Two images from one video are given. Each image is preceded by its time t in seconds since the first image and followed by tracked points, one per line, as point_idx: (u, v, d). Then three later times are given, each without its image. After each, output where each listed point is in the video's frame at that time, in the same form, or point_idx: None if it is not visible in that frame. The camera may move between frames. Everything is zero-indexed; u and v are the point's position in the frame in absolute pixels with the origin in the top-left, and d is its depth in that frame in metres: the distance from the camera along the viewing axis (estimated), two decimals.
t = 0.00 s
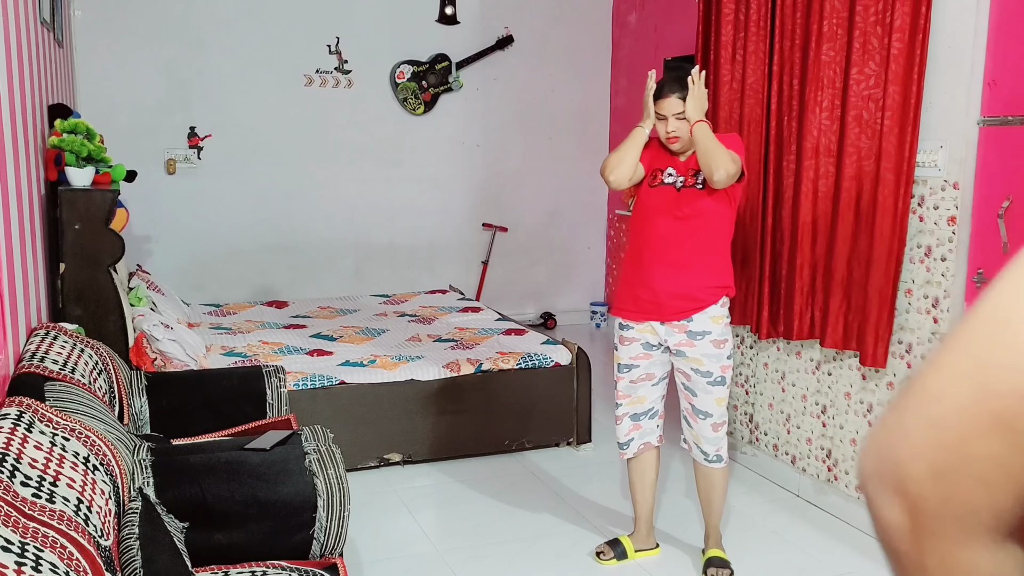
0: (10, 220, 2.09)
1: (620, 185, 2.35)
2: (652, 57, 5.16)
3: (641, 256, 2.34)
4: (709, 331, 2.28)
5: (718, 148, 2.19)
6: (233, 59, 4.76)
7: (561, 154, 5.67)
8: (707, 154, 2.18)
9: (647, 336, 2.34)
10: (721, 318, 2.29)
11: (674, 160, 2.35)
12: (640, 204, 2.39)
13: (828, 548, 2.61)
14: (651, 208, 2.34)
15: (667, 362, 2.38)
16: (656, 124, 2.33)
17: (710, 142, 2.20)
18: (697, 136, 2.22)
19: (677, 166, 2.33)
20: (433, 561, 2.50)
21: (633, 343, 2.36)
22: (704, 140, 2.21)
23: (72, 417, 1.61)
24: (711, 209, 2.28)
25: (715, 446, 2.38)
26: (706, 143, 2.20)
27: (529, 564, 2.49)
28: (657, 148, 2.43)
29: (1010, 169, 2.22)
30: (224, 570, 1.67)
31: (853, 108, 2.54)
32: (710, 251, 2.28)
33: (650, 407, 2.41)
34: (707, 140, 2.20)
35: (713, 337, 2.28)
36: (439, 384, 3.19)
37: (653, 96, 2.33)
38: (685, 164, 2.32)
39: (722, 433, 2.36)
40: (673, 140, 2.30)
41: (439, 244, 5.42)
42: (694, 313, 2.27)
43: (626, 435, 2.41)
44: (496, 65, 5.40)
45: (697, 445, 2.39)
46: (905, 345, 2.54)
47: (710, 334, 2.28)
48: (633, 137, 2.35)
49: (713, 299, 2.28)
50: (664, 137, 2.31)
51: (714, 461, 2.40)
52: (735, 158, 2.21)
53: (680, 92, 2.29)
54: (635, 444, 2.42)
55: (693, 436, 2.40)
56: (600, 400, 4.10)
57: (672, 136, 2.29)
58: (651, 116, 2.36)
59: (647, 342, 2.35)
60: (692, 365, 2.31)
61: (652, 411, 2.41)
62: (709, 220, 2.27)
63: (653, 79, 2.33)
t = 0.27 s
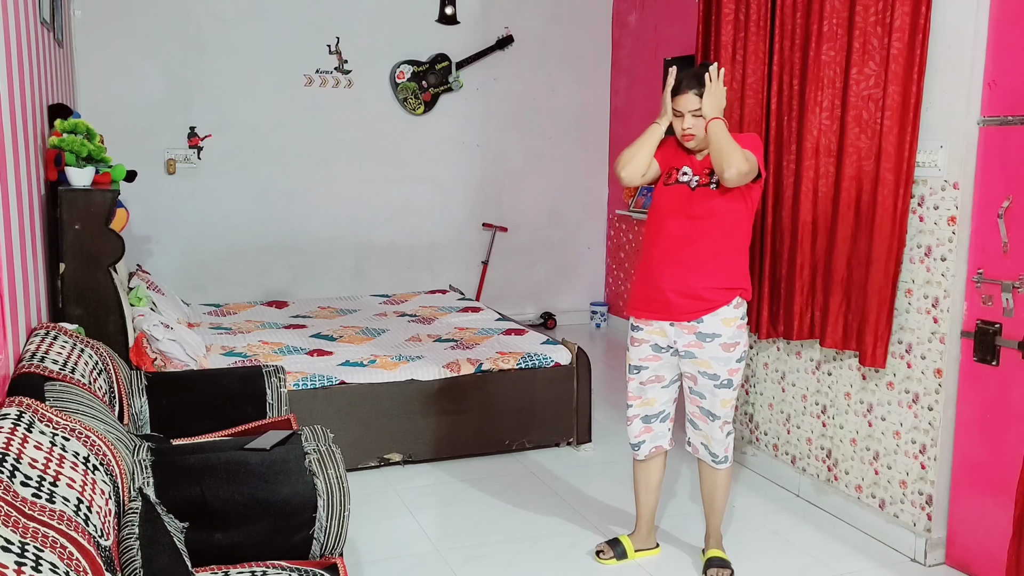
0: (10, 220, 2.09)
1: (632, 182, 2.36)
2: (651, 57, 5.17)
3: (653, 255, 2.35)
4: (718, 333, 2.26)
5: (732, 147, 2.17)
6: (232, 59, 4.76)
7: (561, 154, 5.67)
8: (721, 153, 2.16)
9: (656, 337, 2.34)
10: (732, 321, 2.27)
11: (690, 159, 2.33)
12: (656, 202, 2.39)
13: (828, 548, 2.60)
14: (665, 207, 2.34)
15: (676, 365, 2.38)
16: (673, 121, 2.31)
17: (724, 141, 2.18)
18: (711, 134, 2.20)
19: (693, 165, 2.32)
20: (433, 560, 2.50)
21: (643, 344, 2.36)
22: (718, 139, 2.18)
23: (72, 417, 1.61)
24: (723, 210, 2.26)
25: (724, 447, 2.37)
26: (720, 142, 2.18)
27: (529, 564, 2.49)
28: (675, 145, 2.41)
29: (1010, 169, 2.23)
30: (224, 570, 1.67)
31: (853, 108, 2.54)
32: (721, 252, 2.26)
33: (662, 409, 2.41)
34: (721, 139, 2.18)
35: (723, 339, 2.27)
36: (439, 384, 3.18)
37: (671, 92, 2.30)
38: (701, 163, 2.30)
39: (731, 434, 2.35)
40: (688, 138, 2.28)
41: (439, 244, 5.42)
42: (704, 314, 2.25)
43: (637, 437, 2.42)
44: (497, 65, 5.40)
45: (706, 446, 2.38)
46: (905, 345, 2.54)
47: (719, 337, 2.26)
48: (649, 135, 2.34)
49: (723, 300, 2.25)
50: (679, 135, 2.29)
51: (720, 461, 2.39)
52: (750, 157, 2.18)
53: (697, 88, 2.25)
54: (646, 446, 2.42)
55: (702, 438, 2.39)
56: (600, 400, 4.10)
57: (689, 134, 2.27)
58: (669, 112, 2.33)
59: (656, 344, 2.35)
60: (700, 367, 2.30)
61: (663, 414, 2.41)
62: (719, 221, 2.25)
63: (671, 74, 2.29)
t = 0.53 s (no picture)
0: (10, 220, 2.09)
1: (637, 183, 2.36)
2: (651, 57, 5.17)
3: (659, 256, 2.34)
4: (723, 336, 2.26)
5: (737, 147, 2.17)
6: (232, 59, 4.76)
7: (561, 154, 5.67)
8: (726, 153, 2.17)
9: (660, 339, 2.34)
10: (737, 324, 2.27)
11: (696, 160, 2.33)
12: (662, 203, 2.39)
13: (828, 548, 2.61)
14: (671, 208, 2.34)
15: (680, 367, 2.38)
16: (679, 122, 2.32)
17: (728, 141, 2.18)
18: (716, 135, 2.21)
19: (698, 166, 2.31)
20: (433, 560, 2.50)
21: (647, 346, 2.36)
22: (722, 140, 2.19)
23: (72, 417, 1.61)
24: (729, 211, 2.25)
25: (728, 446, 2.37)
26: (725, 143, 2.18)
27: (529, 564, 2.49)
28: (681, 146, 2.42)
29: (1010, 169, 2.23)
30: (224, 570, 1.67)
31: (853, 108, 2.53)
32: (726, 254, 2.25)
33: (665, 410, 2.41)
34: (725, 139, 2.18)
35: (727, 342, 2.27)
36: (439, 385, 3.18)
37: (677, 92, 2.30)
38: (706, 165, 2.30)
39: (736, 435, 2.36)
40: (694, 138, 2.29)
41: (439, 244, 5.42)
42: (708, 317, 2.25)
43: (640, 438, 2.42)
44: (497, 65, 5.40)
45: (709, 448, 2.38)
46: (905, 345, 2.54)
47: (723, 340, 2.26)
48: (655, 136, 2.34)
49: (727, 303, 2.25)
50: (685, 135, 2.30)
51: (724, 462, 2.39)
52: (754, 158, 2.18)
53: (703, 88, 2.25)
54: (649, 447, 2.42)
55: (707, 440, 2.40)
56: (600, 400, 4.10)
57: (694, 134, 2.28)
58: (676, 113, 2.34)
59: (660, 345, 2.35)
60: (703, 370, 2.30)
61: (666, 415, 2.41)
62: (724, 222, 2.25)
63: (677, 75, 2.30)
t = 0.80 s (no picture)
0: (10, 220, 2.09)
1: (637, 183, 2.36)
2: (651, 57, 5.17)
3: (659, 256, 2.34)
4: (722, 337, 2.26)
5: (737, 147, 2.17)
6: (233, 59, 4.76)
7: (561, 154, 5.67)
8: (727, 152, 2.17)
9: (659, 340, 2.34)
10: (736, 325, 2.27)
11: (696, 160, 2.33)
12: (663, 203, 2.39)
13: (827, 548, 2.61)
14: (671, 208, 2.34)
15: (679, 368, 2.37)
16: (679, 122, 2.32)
17: (729, 141, 2.18)
18: (717, 134, 2.21)
19: (699, 166, 2.31)
20: (433, 561, 2.50)
21: (646, 346, 2.36)
22: (723, 139, 2.19)
23: (72, 417, 1.61)
24: (731, 210, 2.25)
25: (727, 447, 2.37)
26: (725, 143, 2.19)
27: (529, 564, 2.49)
28: (681, 147, 2.42)
29: (1010, 169, 2.23)
30: (224, 570, 1.67)
31: (853, 108, 2.54)
32: (726, 254, 2.25)
33: (664, 411, 2.40)
34: (726, 139, 2.19)
35: (726, 343, 2.27)
36: (439, 385, 3.18)
37: (677, 92, 2.30)
38: (707, 165, 2.30)
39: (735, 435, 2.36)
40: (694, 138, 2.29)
41: (439, 244, 5.42)
42: (708, 317, 2.25)
43: (639, 439, 2.42)
44: (497, 65, 5.40)
45: (708, 448, 2.38)
46: (905, 345, 2.54)
47: (722, 341, 2.26)
48: (655, 136, 2.34)
49: (727, 303, 2.25)
50: (686, 135, 2.30)
51: (723, 462, 2.39)
52: (754, 158, 2.18)
53: (703, 89, 2.25)
54: (648, 448, 2.42)
55: (706, 440, 2.39)
56: (600, 400, 4.10)
57: (694, 134, 2.28)
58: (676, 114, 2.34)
59: (659, 346, 2.35)
60: (702, 370, 2.30)
61: (665, 416, 2.41)
62: (726, 222, 2.25)
63: (677, 75, 2.30)
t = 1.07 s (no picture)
0: (10, 220, 2.09)
1: (636, 183, 2.36)
2: (651, 57, 5.17)
3: (658, 256, 2.34)
4: (719, 337, 2.26)
5: (734, 148, 2.17)
6: (233, 59, 4.76)
7: (561, 154, 5.67)
8: (724, 153, 2.17)
9: (658, 340, 2.34)
10: (734, 325, 2.27)
11: (694, 160, 2.33)
12: (661, 203, 2.38)
13: (827, 548, 2.60)
14: (669, 208, 2.33)
15: (678, 368, 2.37)
16: (677, 122, 2.32)
17: (726, 140, 2.18)
18: (714, 135, 2.21)
19: (697, 166, 2.31)
20: (433, 561, 2.50)
21: (645, 346, 2.37)
22: (721, 139, 2.19)
23: (72, 417, 1.61)
24: (729, 210, 2.25)
25: (726, 447, 2.37)
26: (723, 143, 2.19)
27: (529, 564, 2.49)
28: (680, 147, 2.42)
29: (1010, 169, 2.23)
30: (224, 570, 1.67)
31: (853, 108, 2.54)
32: (725, 255, 2.26)
33: (662, 411, 2.40)
34: (724, 139, 2.18)
35: (724, 343, 2.27)
36: (439, 385, 3.18)
37: (675, 92, 2.30)
38: (705, 166, 2.30)
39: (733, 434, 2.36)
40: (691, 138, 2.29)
41: (439, 244, 5.42)
42: (706, 318, 2.25)
43: (638, 438, 2.42)
44: (497, 65, 5.40)
45: (707, 448, 2.38)
46: (905, 345, 2.54)
47: (720, 341, 2.26)
48: (653, 136, 2.34)
49: (725, 304, 2.26)
50: (684, 135, 2.30)
51: (722, 462, 2.39)
52: (752, 158, 2.18)
53: (701, 89, 2.26)
54: (647, 447, 2.42)
55: (704, 440, 2.39)
56: (600, 400, 4.10)
57: (693, 134, 2.28)
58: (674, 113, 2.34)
59: (657, 346, 2.35)
60: (700, 370, 2.30)
61: (664, 416, 2.40)
62: (724, 223, 2.25)
63: (675, 74, 2.30)
